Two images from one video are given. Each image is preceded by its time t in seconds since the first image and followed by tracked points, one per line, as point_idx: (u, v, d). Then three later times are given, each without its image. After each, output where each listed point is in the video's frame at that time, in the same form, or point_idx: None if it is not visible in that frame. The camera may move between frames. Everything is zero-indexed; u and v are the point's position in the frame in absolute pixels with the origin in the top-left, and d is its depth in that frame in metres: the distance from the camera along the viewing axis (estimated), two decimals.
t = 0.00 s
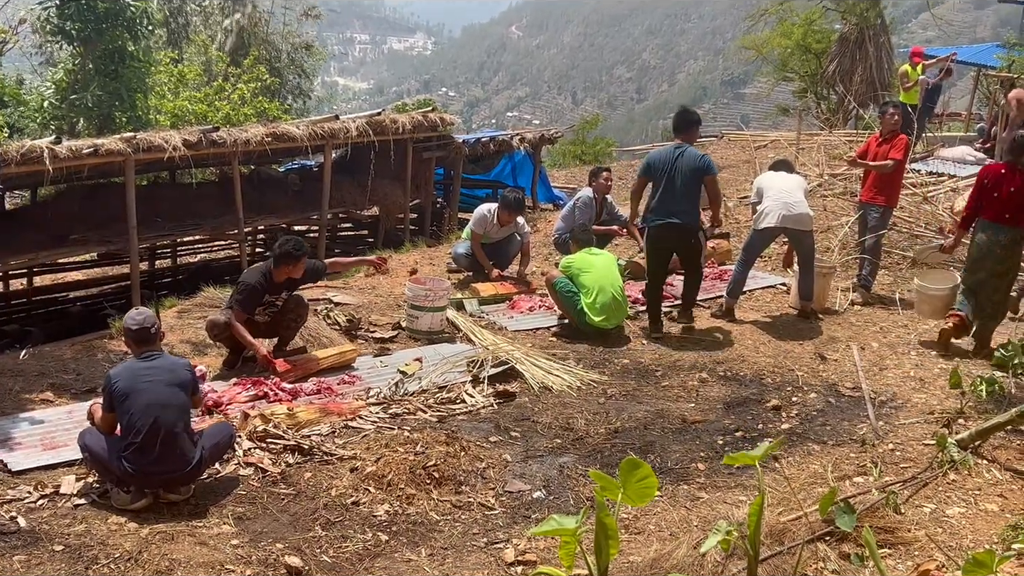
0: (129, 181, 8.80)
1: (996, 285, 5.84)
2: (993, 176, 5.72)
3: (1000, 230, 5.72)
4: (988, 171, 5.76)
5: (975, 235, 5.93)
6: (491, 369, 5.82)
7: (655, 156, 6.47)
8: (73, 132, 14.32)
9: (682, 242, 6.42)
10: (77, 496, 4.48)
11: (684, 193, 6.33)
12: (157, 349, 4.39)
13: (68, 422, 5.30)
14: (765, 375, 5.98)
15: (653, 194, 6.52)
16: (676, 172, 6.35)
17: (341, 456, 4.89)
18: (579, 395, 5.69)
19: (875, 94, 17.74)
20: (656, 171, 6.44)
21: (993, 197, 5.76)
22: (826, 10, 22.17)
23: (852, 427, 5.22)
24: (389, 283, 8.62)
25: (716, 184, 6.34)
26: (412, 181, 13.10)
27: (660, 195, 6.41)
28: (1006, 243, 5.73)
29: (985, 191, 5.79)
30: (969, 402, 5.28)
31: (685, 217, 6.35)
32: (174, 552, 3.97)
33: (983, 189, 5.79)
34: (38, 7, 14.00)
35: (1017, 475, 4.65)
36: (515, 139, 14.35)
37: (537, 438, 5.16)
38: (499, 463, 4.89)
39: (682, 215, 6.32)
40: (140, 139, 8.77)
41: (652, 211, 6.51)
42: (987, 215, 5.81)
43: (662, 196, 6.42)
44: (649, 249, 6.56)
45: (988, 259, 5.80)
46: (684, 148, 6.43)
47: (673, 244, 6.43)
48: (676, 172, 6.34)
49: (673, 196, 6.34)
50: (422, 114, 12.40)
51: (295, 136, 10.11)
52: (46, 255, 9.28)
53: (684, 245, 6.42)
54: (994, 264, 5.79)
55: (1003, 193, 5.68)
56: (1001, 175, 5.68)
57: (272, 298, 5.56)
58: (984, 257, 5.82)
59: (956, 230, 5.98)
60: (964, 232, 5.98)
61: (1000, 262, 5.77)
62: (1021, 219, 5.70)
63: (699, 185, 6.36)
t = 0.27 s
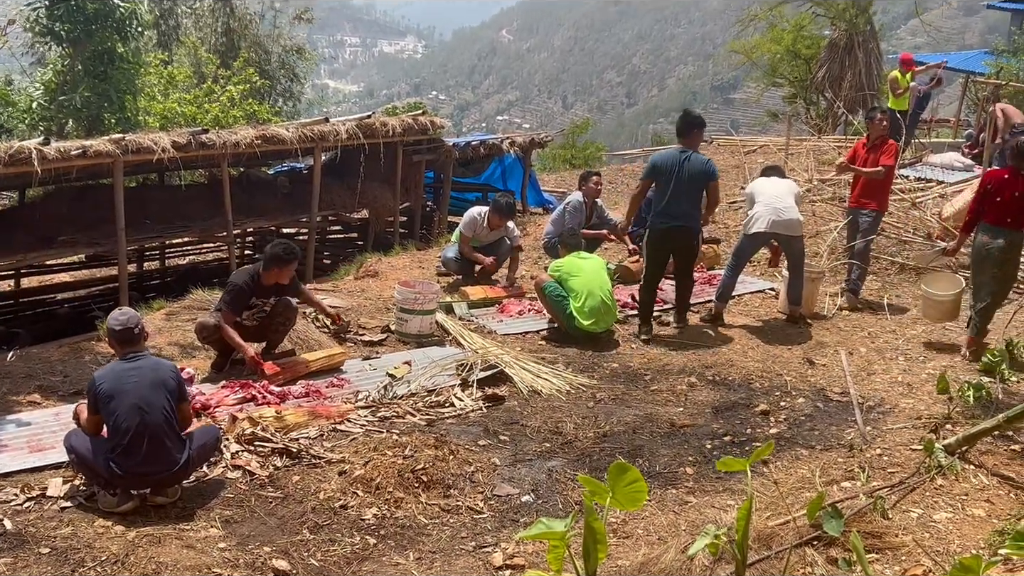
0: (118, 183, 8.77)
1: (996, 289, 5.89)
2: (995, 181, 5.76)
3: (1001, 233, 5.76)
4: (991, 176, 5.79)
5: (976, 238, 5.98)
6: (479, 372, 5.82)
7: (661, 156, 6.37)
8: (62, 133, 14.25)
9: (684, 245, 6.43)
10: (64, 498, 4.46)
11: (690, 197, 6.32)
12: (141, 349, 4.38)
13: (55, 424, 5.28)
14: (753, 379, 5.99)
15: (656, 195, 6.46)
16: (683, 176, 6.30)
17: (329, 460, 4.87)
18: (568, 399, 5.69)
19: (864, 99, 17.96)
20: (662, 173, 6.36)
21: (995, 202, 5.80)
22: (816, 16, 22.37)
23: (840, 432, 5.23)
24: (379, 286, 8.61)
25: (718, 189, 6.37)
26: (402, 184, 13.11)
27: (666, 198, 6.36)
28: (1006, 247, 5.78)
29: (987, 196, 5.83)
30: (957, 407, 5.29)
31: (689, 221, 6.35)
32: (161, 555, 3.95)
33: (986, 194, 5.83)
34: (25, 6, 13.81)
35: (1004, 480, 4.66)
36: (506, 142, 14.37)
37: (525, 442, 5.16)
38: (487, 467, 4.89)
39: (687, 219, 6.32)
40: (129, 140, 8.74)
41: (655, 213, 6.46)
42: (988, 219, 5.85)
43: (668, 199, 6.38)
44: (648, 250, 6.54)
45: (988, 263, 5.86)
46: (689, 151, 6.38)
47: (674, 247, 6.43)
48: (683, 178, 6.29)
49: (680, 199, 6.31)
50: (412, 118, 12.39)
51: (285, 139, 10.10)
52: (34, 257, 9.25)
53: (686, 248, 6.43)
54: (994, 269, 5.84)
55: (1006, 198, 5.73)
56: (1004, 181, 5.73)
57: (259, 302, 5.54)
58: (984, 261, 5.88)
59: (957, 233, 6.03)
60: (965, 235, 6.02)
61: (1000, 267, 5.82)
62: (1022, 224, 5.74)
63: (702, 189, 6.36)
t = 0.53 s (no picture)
0: (105, 184, 8.74)
1: (995, 288, 6.16)
2: (992, 185, 6.01)
3: (1000, 235, 6.01)
4: (987, 181, 6.04)
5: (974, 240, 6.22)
6: (467, 376, 5.81)
7: (663, 157, 6.32)
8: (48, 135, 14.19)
9: (679, 247, 6.48)
10: (49, 501, 4.43)
11: (689, 199, 6.34)
12: (128, 353, 4.39)
13: (40, 427, 5.25)
14: (740, 384, 5.99)
15: (655, 195, 6.42)
16: (684, 179, 6.29)
17: (315, 463, 4.86)
18: (555, 403, 5.68)
19: (850, 105, 18.75)
20: (664, 175, 6.33)
21: (992, 205, 6.05)
22: (803, 23, 23.17)
23: (826, 436, 5.24)
24: (366, 290, 8.61)
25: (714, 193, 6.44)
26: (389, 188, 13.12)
27: (666, 200, 6.34)
28: (1004, 248, 6.05)
29: (984, 199, 6.07)
30: (942, 412, 5.31)
31: (687, 224, 6.38)
32: (145, 558, 3.93)
33: (983, 199, 6.06)
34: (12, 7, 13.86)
35: (988, 485, 4.67)
36: (495, 146, 14.39)
37: (512, 445, 5.15)
38: (474, 471, 4.88)
39: (686, 222, 6.35)
40: (116, 142, 8.71)
41: (653, 214, 6.43)
42: (987, 222, 6.10)
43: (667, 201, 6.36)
44: (642, 250, 6.54)
45: (988, 263, 6.10)
46: (689, 152, 6.37)
47: (669, 248, 6.46)
48: (684, 180, 6.28)
49: (680, 202, 6.32)
50: (399, 121, 12.38)
51: (272, 141, 10.09)
52: (20, 258, 9.21)
53: (681, 250, 6.48)
54: (994, 268, 6.10)
55: (1004, 201, 5.97)
56: (1000, 184, 5.98)
57: (242, 305, 5.53)
58: (985, 262, 6.11)
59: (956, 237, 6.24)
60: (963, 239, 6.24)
61: (999, 267, 6.08)
62: (1020, 225, 6.01)
63: (700, 192, 6.40)
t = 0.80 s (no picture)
0: (90, 186, 8.72)
1: (992, 290, 6.27)
2: (986, 187, 6.15)
3: (995, 235, 6.14)
4: (982, 184, 6.19)
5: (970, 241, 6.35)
6: (453, 379, 5.81)
7: (647, 161, 6.33)
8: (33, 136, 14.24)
9: (666, 251, 6.47)
10: (31, 504, 4.41)
11: (675, 203, 6.34)
12: (108, 354, 4.36)
13: (22, 429, 5.22)
14: (725, 389, 6.00)
15: (640, 199, 6.43)
16: (669, 182, 6.30)
17: (300, 466, 4.85)
18: (540, 407, 5.68)
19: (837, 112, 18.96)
20: (649, 178, 6.34)
21: (987, 206, 6.18)
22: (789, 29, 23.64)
23: (811, 441, 5.25)
24: (352, 293, 8.61)
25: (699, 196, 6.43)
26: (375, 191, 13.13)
27: (651, 204, 6.35)
28: (1000, 249, 6.17)
29: (979, 201, 6.21)
30: (925, 417, 5.33)
31: (673, 227, 6.38)
32: (129, 562, 3.91)
33: (978, 200, 6.21)
34: None
35: (971, 490, 4.69)
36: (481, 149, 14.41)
37: (498, 449, 5.15)
38: (460, 475, 4.87)
39: (672, 225, 6.35)
40: (101, 143, 8.68)
41: (638, 218, 6.44)
42: (982, 223, 6.23)
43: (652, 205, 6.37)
44: (630, 254, 6.54)
45: (984, 264, 6.22)
46: (674, 155, 6.37)
47: (656, 252, 6.46)
48: (667, 184, 6.29)
49: (665, 206, 6.32)
50: (386, 124, 12.35)
51: (258, 144, 10.07)
52: (4, 260, 9.17)
53: (668, 254, 6.48)
54: (991, 269, 6.21)
55: (998, 202, 6.10)
56: (994, 186, 6.13)
57: (226, 307, 5.51)
58: (981, 263, 6.23)
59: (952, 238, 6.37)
60: (959, 241, 6.38)
61: (994, 268, 6.19)
62: (1014, 225, 6.14)
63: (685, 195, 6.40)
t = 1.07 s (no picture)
0: (75, 187, 8.72)
1: (993, 294, 6.37)
2: (990, 195, 6.21)
3: (998, 242, 6.22)
4: (986, 192, 6.25)
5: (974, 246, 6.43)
6: (439, 383, 5.80)
7: (625, 166, 6.34)
8: (17, 137, 14.19)
9: (651, 254, 6.47)
10: (14, 507, 4.38)
11: (656, 206, 6.34)
12: (94, 359, 4.34)
13: (5, 431, 5.20)
14: (711, 392, 6.01)
15: (621, 204, 6.43)
16: (650, 186, 6.30)
17: (285, 469, 4.83)
18: (526, 410, 5.69)
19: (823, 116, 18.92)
20: (628, 184, 6.34)
21: (991, 214, 6.23)
22: (775, 34, 23.67)
23: (796, 445, 5.27)
24: (338, 295, 8.61)
25: (679, 197, 6.45)
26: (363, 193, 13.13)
27: (633, 208, 6.35)
28: (1003, 255, 6.25)
29: (983, 208, 6.28)
30: (910, 421, 5.36)
31: (655, 230, 6.38)
32: (112, 564, 3.89)
33: (981, 207, 6.27)
34: None
35: (955, 494, 4.70)
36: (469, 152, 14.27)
37: (484, 452, 5.14)
38: (445, 478, 4.86)
39: (655, 229, 6.35)
40: (86, 145, 8.67)
41: (621, 223, 6.44)
42: (985, 229, 6.30)
43: (634, 209, 6.36)
44: (615, 259, 6.54)
45: (987, 269, 6.31)
46: (653, 159, 6.37)
47: (640, 256, 6.46)
48: (646, 187, 6.30)
49: (647, 209, 6.32)
50: (373, 126, 12.31)
51: (244, 146, 10.06)
52: None
53: (653, 257, 6.48)
54: (992, 275, 6.30)
55: (1001, 210, 6.15)
56: (998, 194, 6.18)
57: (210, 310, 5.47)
58: (983, 268, 6.33)
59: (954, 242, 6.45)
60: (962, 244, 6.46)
61: (997, 274, 6.29)
62: (1017, 233, 6.19)
63: (665, 198, 6.40)
